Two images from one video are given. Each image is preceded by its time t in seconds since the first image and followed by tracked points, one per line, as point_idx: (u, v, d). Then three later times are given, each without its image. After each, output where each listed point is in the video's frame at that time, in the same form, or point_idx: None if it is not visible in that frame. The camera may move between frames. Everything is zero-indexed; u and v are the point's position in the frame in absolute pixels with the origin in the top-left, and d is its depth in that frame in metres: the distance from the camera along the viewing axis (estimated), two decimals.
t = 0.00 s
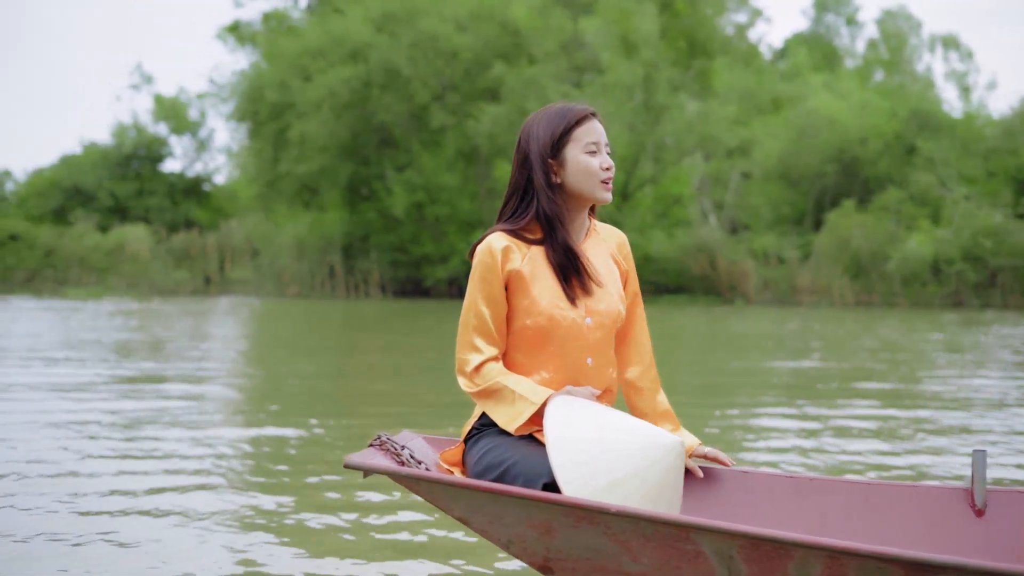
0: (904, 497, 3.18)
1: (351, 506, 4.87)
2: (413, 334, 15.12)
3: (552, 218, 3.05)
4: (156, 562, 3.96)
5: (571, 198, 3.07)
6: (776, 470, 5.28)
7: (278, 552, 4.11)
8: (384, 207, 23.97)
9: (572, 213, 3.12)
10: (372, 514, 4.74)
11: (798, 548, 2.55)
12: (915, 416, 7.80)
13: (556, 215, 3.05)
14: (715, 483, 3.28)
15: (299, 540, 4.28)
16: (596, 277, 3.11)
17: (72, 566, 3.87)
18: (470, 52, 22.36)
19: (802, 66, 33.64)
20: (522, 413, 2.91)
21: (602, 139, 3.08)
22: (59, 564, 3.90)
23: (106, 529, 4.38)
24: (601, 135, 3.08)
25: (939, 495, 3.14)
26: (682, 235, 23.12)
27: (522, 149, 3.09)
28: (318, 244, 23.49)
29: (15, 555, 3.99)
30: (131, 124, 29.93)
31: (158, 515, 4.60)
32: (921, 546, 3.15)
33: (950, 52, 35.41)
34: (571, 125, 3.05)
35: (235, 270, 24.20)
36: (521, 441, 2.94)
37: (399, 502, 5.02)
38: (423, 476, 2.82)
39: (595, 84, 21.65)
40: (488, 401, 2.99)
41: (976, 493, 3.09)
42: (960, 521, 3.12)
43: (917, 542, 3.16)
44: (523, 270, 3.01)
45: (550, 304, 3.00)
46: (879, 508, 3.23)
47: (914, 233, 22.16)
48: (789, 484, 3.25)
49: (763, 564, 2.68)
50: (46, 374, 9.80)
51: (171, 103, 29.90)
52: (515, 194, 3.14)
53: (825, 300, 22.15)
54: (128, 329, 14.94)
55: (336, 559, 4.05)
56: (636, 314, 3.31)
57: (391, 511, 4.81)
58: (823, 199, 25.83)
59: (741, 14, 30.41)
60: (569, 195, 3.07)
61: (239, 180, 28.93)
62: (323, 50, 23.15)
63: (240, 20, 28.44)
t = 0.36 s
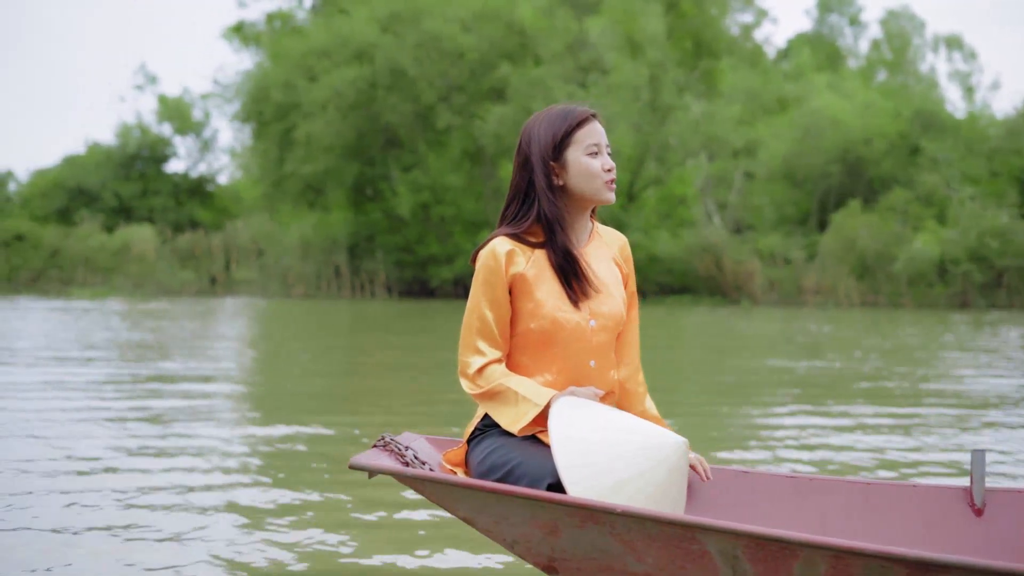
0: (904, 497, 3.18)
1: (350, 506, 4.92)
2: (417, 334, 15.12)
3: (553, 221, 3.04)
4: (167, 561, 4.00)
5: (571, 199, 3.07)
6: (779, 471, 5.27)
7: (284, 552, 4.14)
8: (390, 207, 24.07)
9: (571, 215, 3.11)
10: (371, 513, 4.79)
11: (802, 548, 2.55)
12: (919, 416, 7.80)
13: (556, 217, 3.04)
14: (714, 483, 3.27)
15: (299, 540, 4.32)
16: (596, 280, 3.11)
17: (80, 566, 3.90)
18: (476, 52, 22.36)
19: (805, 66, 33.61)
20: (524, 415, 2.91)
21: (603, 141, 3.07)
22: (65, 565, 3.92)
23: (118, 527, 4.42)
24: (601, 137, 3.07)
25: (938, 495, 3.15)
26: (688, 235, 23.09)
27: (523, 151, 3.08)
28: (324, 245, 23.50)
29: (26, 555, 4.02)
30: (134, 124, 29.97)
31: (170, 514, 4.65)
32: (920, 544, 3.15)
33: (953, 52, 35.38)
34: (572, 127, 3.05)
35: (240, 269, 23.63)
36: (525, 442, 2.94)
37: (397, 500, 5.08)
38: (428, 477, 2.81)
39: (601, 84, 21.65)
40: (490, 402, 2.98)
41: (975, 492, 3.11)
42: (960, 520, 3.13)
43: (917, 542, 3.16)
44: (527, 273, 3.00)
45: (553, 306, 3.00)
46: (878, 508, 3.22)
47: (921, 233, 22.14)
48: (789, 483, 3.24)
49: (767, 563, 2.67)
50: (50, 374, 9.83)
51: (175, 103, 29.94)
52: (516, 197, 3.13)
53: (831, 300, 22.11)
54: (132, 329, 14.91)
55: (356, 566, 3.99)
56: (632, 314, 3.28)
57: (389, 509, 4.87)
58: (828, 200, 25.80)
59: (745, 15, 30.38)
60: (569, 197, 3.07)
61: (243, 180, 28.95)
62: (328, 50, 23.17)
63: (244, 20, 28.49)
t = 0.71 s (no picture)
0: (903, 496, 3.23)
1: (356, 503, 4.98)
2: (420, 335, 15.12)
3: (557, 222, 3.05)
4: (181, 556, 4.04)
5: (575, 202, 3.09)
6: (783, 472, 5.28)
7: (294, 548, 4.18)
8: (395, 208, 24.05)
9: (575, 217, 3.13)
10: (375, 511, 4.85)
11: (806, 548, 2.56)
12: (924, 416, 7.81)
13: (561, 219, 3.06)
14: (716, 484, 3.31)
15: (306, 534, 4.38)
16: (601, 282, 3.12)
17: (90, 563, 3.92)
18: (481, 52, 22.37)
19: (809, 67, 33.59)
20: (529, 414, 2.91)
21: (606, 142, 3.11)
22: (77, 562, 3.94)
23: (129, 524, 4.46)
24: (605, 139, 3.10)
25: (937, 495, 3.20)
26: (693, 236, 23.07)
27: (527, 154, 3.11)
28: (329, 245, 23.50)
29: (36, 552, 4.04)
30: (138, 124, 29.99)
31: (180, 510, 4.69)
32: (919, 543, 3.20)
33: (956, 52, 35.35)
34: (576, 130, 3.08)
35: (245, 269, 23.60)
36: (530, 442, 2.95)
37: (399, 499, 5.14)
38: (434, 478, 2.82)
39: (607, 84, 21.65)
40: (494, 401, 2.99)
41: (974, 492, 3.16)
42: (959, 520, 3.17)
43: (917, 541, 3.21)
44: (534, 274, 3.01)
45: (559, 307, 3.00)
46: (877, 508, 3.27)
47: (926, 233, 22.12)
48: (790, 484, 3.28)
49: (772, 563, 2.67)
50: (55, 374, 9.83)
51: (178, 103, 29.96)
52: (519, 199, 3.14)
53: (837, 300, 22.08)
54: (136, 330, 14.89)
55: (372, 571, 3.93)
56: (634, 313, 3.26)
57: (392, 507, 4.93)
58: (832, 200, 25.79)
59: (749, 15, 30.36)
60: (573, 199, 3.09)
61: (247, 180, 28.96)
62: (334, 51, 23.18)
63: (248, 20, 28.50)
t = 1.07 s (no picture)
0: (905, 494, 3.25)
1: (365, 502, 5.00)
2: (423, 334, 15.18)
3: (561, 223, 3.07)
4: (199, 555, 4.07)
5: (577, 202, 3.11)
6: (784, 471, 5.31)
7: (305, 547, 4.22)
8: (400, 208, 24.07)
9: (577, 218, 3.15)
10: (384, 511, 4.85)
11: (814, 548, 2.56)
12: (926, 414, 7.83)
13: (564, 219, 3.07)
14: (719, 483, 3.31)
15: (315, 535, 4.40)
16: (604, 280, 3.14)
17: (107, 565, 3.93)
18: (487, 53, 22.40)
19: (813, 66, 33.58)
20: (536, 413, 2.90)
21: (610, 143, 3.11)
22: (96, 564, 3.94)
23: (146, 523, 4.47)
24: (608, 140, 3.11)
25: (938, 495, 3.22)
26: (699, 236, 23.06)
27: (530, 155, 3.12)
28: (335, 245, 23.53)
29: (53, 556, 4.04)
30: (142, 124, 30.04)
31: (193, 512, 4.69)
32: (922, 537, 3.22)
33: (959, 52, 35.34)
34: (578, 130, 3.09)
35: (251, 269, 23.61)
36: (536, 441, 2.98)
37: (409, 497, 5.15)
38: (438, 479, 2.82)
39: (613, 84, 21.67)
40: (500, 396, 2.95)
41: (975, 491, 3.18)
42: (962, 517, 3.19)
43: (917, 541, 3.23)
44: (539, 273, 3.02)
45: (564, 306, 3.02)
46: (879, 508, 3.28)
47: (932, 233, 22.12)
48: (792, 483, 3.29)
49: (777, 563, 2.68)
50: (60, 374, 9.86)
51: (182, 103, 30.02)
52: (522, 200, 3.16)
53: (843, 301, 22.06)
54: (139, 330, 14.91)
55: (425, 566, 4.06)
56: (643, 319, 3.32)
57: (401, 506, 4.96)
58: (837, 200, 25.79)
59: (753, 15, 30.35)
60: (575, 200, 3.11)
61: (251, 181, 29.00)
62: (340, 51, 23.22)
63: (252, 21, 28.55)
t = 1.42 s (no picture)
0: (906, 494, 3.27)
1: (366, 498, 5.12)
2: (425, 335, 15.19)
3: (561, 223, 3.10)
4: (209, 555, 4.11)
5: (577, 202, 3.13)
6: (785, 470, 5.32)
7: (320, 543, 4.31)
8: (405, 208, 24.11)
9: (577, 218, 3.16)
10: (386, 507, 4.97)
11: (820, 547, 2.57)
12: (927, 414, 7.85)
13: (562, 219, 3.10)
14: (722, 481, 3.34)
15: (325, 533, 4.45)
16: (605, 277, 3.15)
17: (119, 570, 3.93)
18: (492, 53, 22.44)
19: (816, 66, 33.58)
20: (572, 398, 2.86)
21: (611, 144, 3.12)
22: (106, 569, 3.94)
23: (162, 524, 4.54)
24: (610, 140, 3.11)
25: (937, 493, 3.25)
26: (704, 236, 23.06)
27: (532, 155, 3.15)
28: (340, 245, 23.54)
29: (66, 559, 4.05)
30: (145, 124, 30.10)
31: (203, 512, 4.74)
32: (924, 536, 3.24)
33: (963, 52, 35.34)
34: (579, 131, 3.10)
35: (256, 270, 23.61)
36: (537, 440, 3.00)
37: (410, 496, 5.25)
38: (446, 479, 2.83)
39: (617, 84, 21.68)
40: (515, 392, 2.94)
41: (975, 489, 3.20)
42: (963, 515, 3.21)
43: (917, 540, 3.26)
44: (541, 271, 3.04)
45: (566, 304, 3.03)
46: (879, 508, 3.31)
47: (937, 233, 22.10)
48: (793, 482, 3.31)
49: (783, 563, 2.69)
50: (63, 375, 9.87)
51: (186, 104, 30.08)
52: (524, 199, 3.18)
53: (848, 301, 22.02)
54: (142, 330, 14.92)
55: (479, 560, 4.20)
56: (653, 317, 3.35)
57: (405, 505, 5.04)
58: (840, 200, 25.80)
59: (757, 15, 30.36)
60: (575, 200, 3.13)
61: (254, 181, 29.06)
62: (345, 51, 23.27)
63: (255, 21, 28.59)
